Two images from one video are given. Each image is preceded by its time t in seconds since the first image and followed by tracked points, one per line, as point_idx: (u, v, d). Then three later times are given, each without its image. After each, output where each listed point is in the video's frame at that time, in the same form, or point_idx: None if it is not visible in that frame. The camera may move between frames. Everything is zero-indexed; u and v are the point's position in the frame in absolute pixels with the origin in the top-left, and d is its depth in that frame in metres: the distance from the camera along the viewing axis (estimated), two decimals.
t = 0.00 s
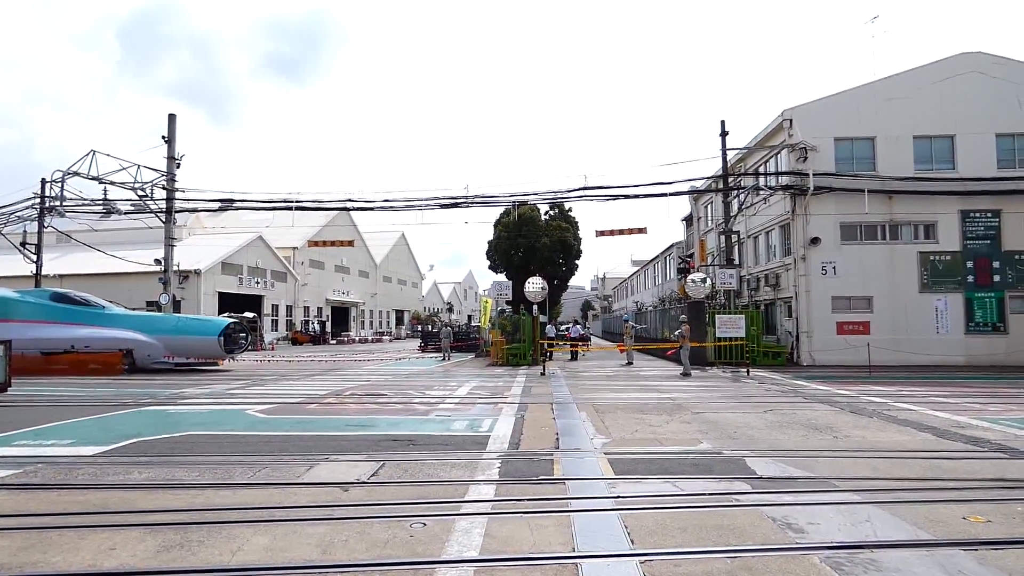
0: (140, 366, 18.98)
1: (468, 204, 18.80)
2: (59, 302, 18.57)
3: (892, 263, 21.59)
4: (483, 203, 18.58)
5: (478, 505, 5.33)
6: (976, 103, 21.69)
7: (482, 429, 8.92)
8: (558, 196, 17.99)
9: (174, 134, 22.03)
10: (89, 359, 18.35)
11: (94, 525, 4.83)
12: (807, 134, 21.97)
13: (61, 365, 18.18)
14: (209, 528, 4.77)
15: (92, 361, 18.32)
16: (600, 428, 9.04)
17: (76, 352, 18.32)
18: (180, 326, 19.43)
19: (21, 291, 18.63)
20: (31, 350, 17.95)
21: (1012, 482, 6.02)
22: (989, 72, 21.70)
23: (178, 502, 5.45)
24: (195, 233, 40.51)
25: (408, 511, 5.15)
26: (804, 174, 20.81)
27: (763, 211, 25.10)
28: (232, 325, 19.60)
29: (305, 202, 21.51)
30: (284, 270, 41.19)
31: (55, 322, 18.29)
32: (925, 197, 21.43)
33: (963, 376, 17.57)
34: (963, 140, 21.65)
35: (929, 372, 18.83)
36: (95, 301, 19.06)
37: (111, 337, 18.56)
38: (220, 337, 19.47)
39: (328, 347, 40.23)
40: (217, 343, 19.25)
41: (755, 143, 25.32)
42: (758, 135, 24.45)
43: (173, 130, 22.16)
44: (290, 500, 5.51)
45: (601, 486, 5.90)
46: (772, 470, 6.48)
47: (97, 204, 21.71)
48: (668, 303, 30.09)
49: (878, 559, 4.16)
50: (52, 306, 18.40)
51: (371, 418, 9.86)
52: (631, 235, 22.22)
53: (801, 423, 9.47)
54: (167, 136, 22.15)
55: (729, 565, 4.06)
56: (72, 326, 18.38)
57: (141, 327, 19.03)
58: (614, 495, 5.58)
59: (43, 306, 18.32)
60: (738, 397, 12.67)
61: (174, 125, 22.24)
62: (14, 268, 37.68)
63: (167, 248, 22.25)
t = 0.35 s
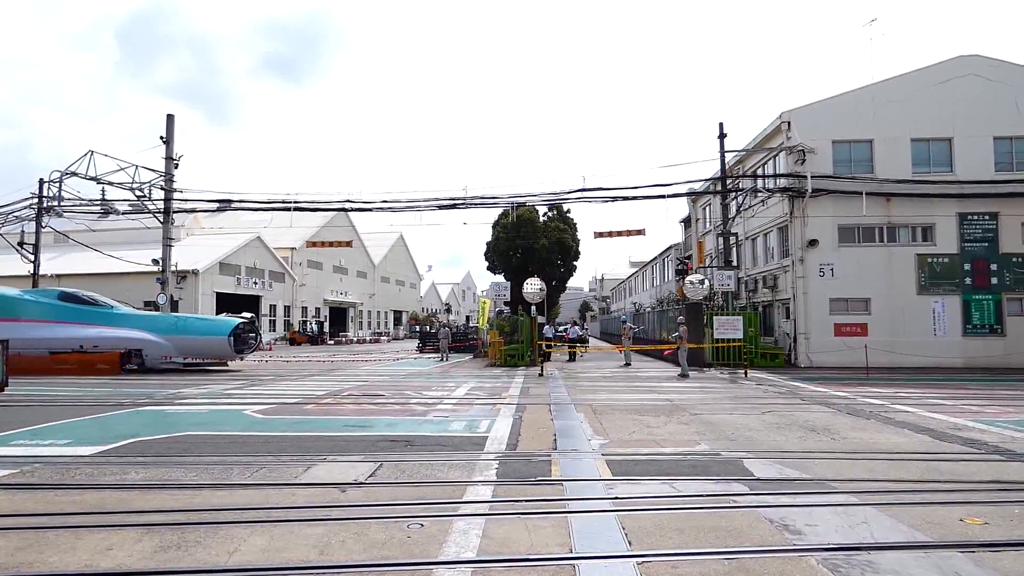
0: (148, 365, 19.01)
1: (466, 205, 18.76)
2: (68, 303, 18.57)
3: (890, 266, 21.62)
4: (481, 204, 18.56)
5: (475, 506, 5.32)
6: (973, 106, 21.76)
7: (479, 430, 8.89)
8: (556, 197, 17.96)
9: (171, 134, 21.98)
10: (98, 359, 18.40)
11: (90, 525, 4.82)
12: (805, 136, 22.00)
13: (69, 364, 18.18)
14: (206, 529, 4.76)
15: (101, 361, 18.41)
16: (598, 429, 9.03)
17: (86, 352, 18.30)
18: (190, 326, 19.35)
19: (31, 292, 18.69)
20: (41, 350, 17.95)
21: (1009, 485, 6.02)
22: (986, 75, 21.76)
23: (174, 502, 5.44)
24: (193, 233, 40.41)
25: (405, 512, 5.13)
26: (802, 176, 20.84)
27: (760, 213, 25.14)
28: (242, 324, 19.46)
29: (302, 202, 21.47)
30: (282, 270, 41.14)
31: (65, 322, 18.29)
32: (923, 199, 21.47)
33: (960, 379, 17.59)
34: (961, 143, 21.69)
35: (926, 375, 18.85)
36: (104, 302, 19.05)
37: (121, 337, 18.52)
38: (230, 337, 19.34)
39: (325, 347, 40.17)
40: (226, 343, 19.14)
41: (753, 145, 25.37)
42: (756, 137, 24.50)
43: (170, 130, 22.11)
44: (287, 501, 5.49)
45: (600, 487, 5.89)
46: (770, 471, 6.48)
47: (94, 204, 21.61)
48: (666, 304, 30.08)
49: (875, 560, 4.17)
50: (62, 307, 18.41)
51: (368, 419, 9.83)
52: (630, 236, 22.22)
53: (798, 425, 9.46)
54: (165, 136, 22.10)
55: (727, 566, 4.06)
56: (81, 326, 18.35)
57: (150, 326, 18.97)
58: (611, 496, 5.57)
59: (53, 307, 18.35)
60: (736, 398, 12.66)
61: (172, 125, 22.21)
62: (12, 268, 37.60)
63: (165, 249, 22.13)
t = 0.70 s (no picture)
0: (158, 368, 19.08)
1: (465, 206, 18.73)
2: (76, 303, 18.31)
3: (888, 266, 21.64)
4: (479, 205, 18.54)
5: (473, 508, 5.31)
6: (971, 107, 21.80)
7: (477, 432, 8.89)
8: (555, 198, 17.94)
9: (170, 135, 21.94)
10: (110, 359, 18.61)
11: (88, 527, 4.80)
12: (803, 138, 22.02)
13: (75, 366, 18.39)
14: (203, 530, 4.75)
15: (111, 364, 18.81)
16: (596, 430, 9.02)
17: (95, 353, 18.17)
18: (200, 327, 19.14)
19: (38, 292, 18.45)
20: (50, 351, 17.81)
21: (1009, 486, 6.02)
22: (984, 76, 21.82)
23: (171, 504, 5.42)
24: (192, 235, 40.33)
25: (403, 514, 5.13)
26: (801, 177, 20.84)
27: (759, 214, 25.16)
28: (254, 326, 19.30)
29: (301, 203, 21.44)
30: (280, 272, 41.09)
31: (74, 323, 18.09)
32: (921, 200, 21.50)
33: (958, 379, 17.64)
34: (959, 144, 21.73)
35: (924, 375, 18.89)
36: (112, 303, 18.80)
37: (130, 338, 18.35)
38: (241, 338, 19.21)
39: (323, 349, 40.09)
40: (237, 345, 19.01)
41: (751, 146, 25.40)
42: (754, 138, 24.52)
43: (169, 131, 22.07)
44: (285, 502, 5.47)
45: (598, 489, 5.88)
46: (768, 472, 6.47)
47: (92, 205, 21.54)
48: (664, 306, 30.02)
49: (873, 562, 4.16)
50: (70, 308, 18.15)
51: (366, 420, 9.81)
52: (628, 237, 22.22)
53: (797, 426, 9.46)
54: (163, 137, 22.05)
55: (725, 568, 4.06)
56: (89, 327, 18.13)
57: (160, 327, 18.80)
58: (610, 498, 5.56)
59: (60, 308, 18.11)
60: (734, 400, 12.64)
61: (170, 126, 22.16)
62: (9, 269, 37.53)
63: (163, 250, 22.06)
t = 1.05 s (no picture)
0: (169, 370, 19.05)
1: (464, 207, 18.73)
2: (87, 305, 18.58)
3: (886, 267, 21.66)
4: (478, 206, 18.55)
5: (473, 508, 5.30)
6: (969, 107, 21.85)
7: (476, 432, 8.90)
8: (555, 199, 17.94)
9: (167, 137, 21.93)
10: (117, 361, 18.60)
11: (86, 529, 4.79)
12: (801, 138, 22.04)
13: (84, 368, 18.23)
14: (202, 532, 4.74)
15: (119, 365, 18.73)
16: (595, 431, 9.02)
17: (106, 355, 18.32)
18: (210, 328, 19.09)
19: (50, 294, 18.71)
20: (61, 353, 17.99)
21: (1008, 485, 6.03)
22: (981, 76, 21.86)
23: (170, 506, 5.41)
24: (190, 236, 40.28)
25: (403, 514, 5.12)
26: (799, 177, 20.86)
27: (757, 214, 25.20)
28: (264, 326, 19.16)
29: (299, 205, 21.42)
30: (279, 272, 41.05)
31: (85, 325, 18.28)
32: (920, 201, 21.53)
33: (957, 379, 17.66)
34: (957, 145, 21.76)
35: (922, 375, 18.92)
36: (123, 304, 19.03)
37: (139, 338, 18.43)
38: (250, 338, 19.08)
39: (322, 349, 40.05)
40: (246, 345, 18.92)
41: (749, 146, 25.45)
42: (752, 139, 24.56)
43: (166, 132, 22.06)
44: (284, 504, 5.46)
45: (598, 489, 5.88)
46: (767, 472, 6.48)
47: (90, 206, 21.51)
48: (664, 306, 29.67)
49: (872, 561, 4.17)
50: (80, 310, 18.41)
51: (365, 421, 9.79)
52: (626, 238, 22.22)
53: (795, 426, 9.47)
54: (161, 139, 22.04)
55: (724, 568, 4.07)
56: (99, 329, 18.30)
57: (170, 329, 18.84)
58: (609, 498, 5.57)
59: (72, 310, 18.36)
60: (733, 400, 12.64)
61: (168, 127, 22.15)
62: (7, 271, 37.43)
63: (162, 252, 22.03)
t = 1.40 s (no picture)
0: (181, 370, 18.99)
1: (463, 208, 18.73)
2: (96, 305, 18.55)
3: (885, 267, 21.68)
4: (476, 206, 18.58)
5: (471, 509, 5.30)
6: (967, 107, 21.87)
7: (475, 432, 8.92)
8: (553, 200, 17.96)
9: (166, 137, 21.93)
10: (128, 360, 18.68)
11: (84, 530, 4.78)
12: (799, 139, 22.04)
13: (94, 369, 18.16)
14: (201, 533, 4.73)
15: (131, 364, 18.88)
16: (595, 431, 9.03)
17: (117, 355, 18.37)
18: (220, 329, 19.12)
19: (59, 294, 18.66)
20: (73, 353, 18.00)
21: (1007, 485, 6.04)
22: (979, 76, 21.90)
23: (169, 507, 5.39)
24: (189, 237, 40.25)
25: (401, 516, 5.11)
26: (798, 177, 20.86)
27: (755, 215, 25.24)
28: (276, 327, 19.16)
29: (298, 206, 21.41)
30: (278, 273, 41.05)
31: (95, 325, 18.28)
32: (918, 201, 21.56)
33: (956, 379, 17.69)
34: (956, 145, 21.79)
35: (920, 376, 18.95)
36: (133, 304, 19.00)
37: (150, 339, 18.47)
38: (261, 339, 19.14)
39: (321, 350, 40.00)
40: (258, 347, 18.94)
41: (747, 146, 25.48)
42: (750, 139, 24.58)
43: (165, 133, 22.06)
44: (282, 505, 5.45)
45: (596, 490, 5.88)
46: (766, 473, 6.48)
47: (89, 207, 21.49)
48: (664, 306, 29.27)
49: (871, 562, 4.17)
50: (89, 310, 18.38)
51: (364, 422, 9.77)
52: (625, 238, 22.24)
53: (794, 426, 9.49)
54: (159, 139, 22.04)
55: (724, 568, 4.07)
56: (109, 329, 18.32)
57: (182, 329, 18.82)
58: (608, 499, 5.56)
59: (81, 310, 18.33)
60: (732, 400, 12.64)
61: (167, 129, 22.14)
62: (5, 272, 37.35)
63: (160, 253, 22.00)
